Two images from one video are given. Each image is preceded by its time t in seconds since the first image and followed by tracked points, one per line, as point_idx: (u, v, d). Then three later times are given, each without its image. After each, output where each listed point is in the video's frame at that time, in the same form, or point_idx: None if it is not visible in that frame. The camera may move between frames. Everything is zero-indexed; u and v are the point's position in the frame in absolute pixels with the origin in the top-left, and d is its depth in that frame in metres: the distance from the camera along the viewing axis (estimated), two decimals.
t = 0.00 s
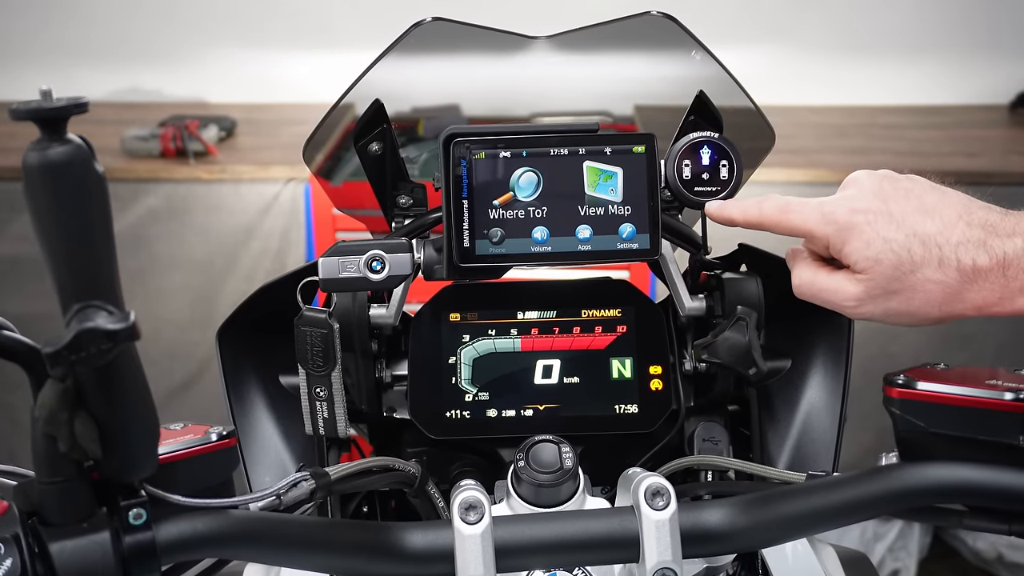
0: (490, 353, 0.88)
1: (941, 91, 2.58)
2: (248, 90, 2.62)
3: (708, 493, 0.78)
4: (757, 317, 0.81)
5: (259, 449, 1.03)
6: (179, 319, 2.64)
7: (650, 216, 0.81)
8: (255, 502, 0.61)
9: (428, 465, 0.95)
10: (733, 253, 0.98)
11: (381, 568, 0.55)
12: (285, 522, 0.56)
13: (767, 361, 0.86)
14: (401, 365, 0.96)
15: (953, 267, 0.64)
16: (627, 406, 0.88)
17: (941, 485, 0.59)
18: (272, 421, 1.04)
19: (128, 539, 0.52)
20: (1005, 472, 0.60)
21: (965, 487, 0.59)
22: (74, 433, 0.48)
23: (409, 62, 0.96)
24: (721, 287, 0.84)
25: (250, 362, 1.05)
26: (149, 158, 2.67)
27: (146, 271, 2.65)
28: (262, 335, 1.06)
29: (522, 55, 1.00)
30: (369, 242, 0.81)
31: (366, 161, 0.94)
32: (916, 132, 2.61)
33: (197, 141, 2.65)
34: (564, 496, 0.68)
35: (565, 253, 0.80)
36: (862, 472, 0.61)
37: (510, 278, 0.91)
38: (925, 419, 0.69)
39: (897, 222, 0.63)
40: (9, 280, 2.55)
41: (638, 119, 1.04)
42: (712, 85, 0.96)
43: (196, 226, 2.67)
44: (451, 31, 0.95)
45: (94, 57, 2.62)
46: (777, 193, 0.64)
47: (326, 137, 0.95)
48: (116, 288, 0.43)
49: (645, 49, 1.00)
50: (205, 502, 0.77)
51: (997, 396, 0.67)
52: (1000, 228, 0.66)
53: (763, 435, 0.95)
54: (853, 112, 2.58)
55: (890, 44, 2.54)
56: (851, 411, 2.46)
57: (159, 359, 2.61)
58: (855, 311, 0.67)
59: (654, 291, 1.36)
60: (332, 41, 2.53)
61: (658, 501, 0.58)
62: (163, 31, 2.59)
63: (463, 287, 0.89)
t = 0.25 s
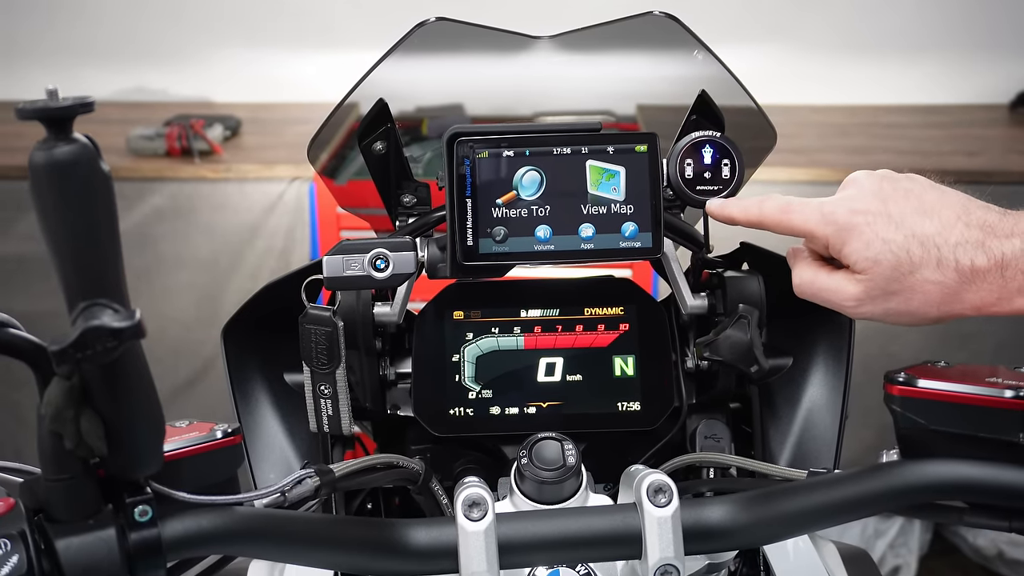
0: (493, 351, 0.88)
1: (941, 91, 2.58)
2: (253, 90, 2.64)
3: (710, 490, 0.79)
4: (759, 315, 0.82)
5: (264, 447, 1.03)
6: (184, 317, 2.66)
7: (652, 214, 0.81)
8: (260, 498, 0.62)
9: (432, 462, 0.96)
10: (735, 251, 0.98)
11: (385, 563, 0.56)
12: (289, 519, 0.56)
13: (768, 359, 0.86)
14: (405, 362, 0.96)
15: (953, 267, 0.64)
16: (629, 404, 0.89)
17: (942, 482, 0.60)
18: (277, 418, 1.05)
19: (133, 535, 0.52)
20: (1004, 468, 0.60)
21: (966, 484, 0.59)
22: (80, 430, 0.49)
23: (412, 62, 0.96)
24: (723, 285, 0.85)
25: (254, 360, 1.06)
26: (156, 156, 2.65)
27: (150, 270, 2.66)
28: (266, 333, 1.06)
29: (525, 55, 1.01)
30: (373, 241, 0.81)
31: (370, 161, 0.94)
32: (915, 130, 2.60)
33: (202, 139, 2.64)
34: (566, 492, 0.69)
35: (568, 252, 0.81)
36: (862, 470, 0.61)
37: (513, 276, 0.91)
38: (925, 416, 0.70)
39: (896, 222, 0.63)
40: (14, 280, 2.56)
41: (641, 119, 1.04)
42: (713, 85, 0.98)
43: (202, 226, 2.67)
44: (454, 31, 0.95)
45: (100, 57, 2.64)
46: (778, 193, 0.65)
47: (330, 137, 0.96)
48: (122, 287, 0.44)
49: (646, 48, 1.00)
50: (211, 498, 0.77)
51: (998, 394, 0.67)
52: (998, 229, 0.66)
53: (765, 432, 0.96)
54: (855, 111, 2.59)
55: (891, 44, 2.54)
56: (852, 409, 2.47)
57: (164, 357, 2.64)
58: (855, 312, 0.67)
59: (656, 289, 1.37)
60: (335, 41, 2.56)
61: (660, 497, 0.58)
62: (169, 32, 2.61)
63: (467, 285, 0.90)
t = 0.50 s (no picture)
0: (496, 349, 0.89)
1: (943, 91, 2.59)
2: (258, 89, 2.65)
3: (712, 488, 0.79)
4: (760, 314, 0.83)
5: (268, 444, 1.04)
6: (190, 315, 2.66)
7: (655, 213, 0.82)
8: (265, 496, 0.62)
9: (435, 459, 0.96)
10: (737, 250, 0.99)
11: (388, 559, 0.56)
12: (294, 516, 0.57)
13: (769, 356, 0.86)
14: (409, 360, 0.97)
15: (953, 268, 0.63)
16: (632, 401, 0.89)
17: (942, 479, 0.60)
18: (281, 416, 1.06)
19: (139, 532, 0.53)
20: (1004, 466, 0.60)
21: (966, 481, 0.60)
22: (86, 428, 0.49)
23: (415, 62, 0.97)
24: (724, 284, 0.85)
25: (260, 358, 1.07)
26: (161, 155, 2.68)
27: (156, 268, 2.67)
28: (271, 331, 1.07)
29: (528, 54, 1.02)
30: (377, 239, 0.81)
31: (374, 160, 0.95)
32: (916, 130, 2.60)
33: (207, 138, 2.66)
34: (569, 490, 0.70)
35: (571, 250, 0.81)
36: (863, 467, 0.62)
37: (516, 275, 0.92)
38: (926, 414, 0.70)
39: (897, 224, 0.61)
40: (20, 278, 2.58)
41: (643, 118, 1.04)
42: (716, 84, 0.98)
43: (207, 224, 2.69)
44: (458, 31, 0.96)
45: (105, 56, 2.65)
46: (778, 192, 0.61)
47: (334, 135, 0.96)
48: (129, 285, 0.44)
49: (649, 48, 1.01)
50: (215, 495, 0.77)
51: (997, 391, 0.68)
52: (997, 228, 0.66)
53: (766, 430, 0.96)
54: (856, 110, 2.59)
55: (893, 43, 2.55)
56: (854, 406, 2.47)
57: (170, 354, 2.62)
58: (856, 313, 0.66)
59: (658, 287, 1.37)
60: (341, 41, 2.56)
61: (662, 495, 0.59)
62: (174, 31, 2.62)
63: (470, 283, 0.91)
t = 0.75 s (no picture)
0: (500, 347, 0.90)
1: (942, 90, 2.57)
2: (262, 88, 2.66)
3: (714, 485, 0.80)
4: (762, 312, 0.83)
5: (274, 441, 1.04)
6: (194, 313, 2.67)
7: (657, 212, 0.82)
8: (270, 492, 0.62)
9: (439, 456, 0.97)
10: (738, 248, 0.99)
11: (392, 555, 0.57)
12: (298, 513, 0.57)
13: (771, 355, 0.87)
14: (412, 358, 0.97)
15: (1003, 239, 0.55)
16: (634, 399, 0.90)
17: (942, 476, 0.61)
18: (286, 413, 1.06)
19: (144, 529, 0.54)
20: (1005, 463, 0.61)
21: (966, 478, 0.60)
22: (92, 425, 0.50)
23: (418, 63, 0.98)
24: (726, 282, 0.86)
25: (264, 356, 1.07)
26: (166, 154, 2.71)
27: (160, 266, 2.69)
28: (275, 328, 1.08)
29: (531, 55, 1.03)
30: (381, 238, 0.82)
31: (377, 159, 0.96)
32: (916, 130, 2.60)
33: (212, 138, 2.70)
34: (572, 486, 0.70)
35: (573, 249, 0.82)
36: (863, 464, 0.62)
37: (519, 273, 0.92)
38: (927, 411, 0.70)
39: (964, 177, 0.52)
40: (26, 276, 2.58)
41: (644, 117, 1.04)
42: (717, 84, 1.00)
43: (212, 222, 2.72)
44: (465, 31, 0.98)
45: (110, 55, 2.65)
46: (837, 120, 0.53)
47: (339, 134, 0.97)
48: (134, 283, 0.44)
49: (649, 49, 1.02)
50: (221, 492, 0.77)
51: (997, 389, 0.68)
52: None
53: (768, 428, 0.97)
54: (857, 109, 2.60)
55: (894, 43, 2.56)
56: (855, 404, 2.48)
57: (176, 353, 2.63)
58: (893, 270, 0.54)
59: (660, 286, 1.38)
60: (343, 42, 2.55)
61: (665, 492, 0.59)
62: (178, 31, 2.62)
63: (473, 282, 0.91)
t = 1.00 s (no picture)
0: (500, 347, 0.90)
1: (942, 90, 2.57)
2: (262, 88, 2.66)
3: (715, 484, 0.80)
4: (763, 311, 0.83)
5: (274, 441, 1.04)
6: (195, 313, 2.67)
7: (657, 211, 0.83)
8: (271, 492, 0.62)
9: (440, 455, 0.97)
10: (739, 248, 0.99)
11: (392, 555, 0.57)
12: (299, 512, 0.57)
13: (771, 354, 0.87)
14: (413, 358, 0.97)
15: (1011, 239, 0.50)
16: (634, 399, 0.90)
17: (941, 475, 0.61)
18: (286, 413, 1.06)
19: (145, 528, 0.54)
20: (1006, 463, 0.61)
21: (967, 477, 0.60)
22: (92, 425, 0.50)
23: (420, 63, 0.98)
24: (726, 281, 0.86)
25: (265, 357, 1.07)
26: (167, 154, 2.69)
27: (161, 266, 2.68)
28: (276, 327, 1.08)
29: (531, 54, 1.03)
30: (381, 237, 0.82)
31: (379, 158, 0.96)
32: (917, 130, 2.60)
33: (212, 138, 2.67)
34: (572, 486, 0.70)
35: (574, 249, 0.82)
36: (863, 464, 0.62)
37: (520, 273, 0.92)
38: (928, 411, 0.70)
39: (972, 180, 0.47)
40: (27, 276, 2.59)
41: (645, 116, 1.05)
42: (718, 84, 1.00)
43: (212, 223, 2.70)
44: (464, 31, 0.98)
45: (112, 55, 2.66)
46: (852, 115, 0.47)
47: (340, 134, 0.97)
48: (134, 283, 0.45)
49: (651, 48, 1.01)
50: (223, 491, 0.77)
51: (998, 388, 0.68)
52: None
53: (768, 427, 0.97)
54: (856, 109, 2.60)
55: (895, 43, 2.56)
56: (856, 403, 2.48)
57: (176, 352, 2.64)
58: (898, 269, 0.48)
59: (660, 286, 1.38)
60: (343, 41, 2.58)
61: (665, 491, 0.59)
62: (179, 31, 2.63)
63: (474, 281, 0.91)
